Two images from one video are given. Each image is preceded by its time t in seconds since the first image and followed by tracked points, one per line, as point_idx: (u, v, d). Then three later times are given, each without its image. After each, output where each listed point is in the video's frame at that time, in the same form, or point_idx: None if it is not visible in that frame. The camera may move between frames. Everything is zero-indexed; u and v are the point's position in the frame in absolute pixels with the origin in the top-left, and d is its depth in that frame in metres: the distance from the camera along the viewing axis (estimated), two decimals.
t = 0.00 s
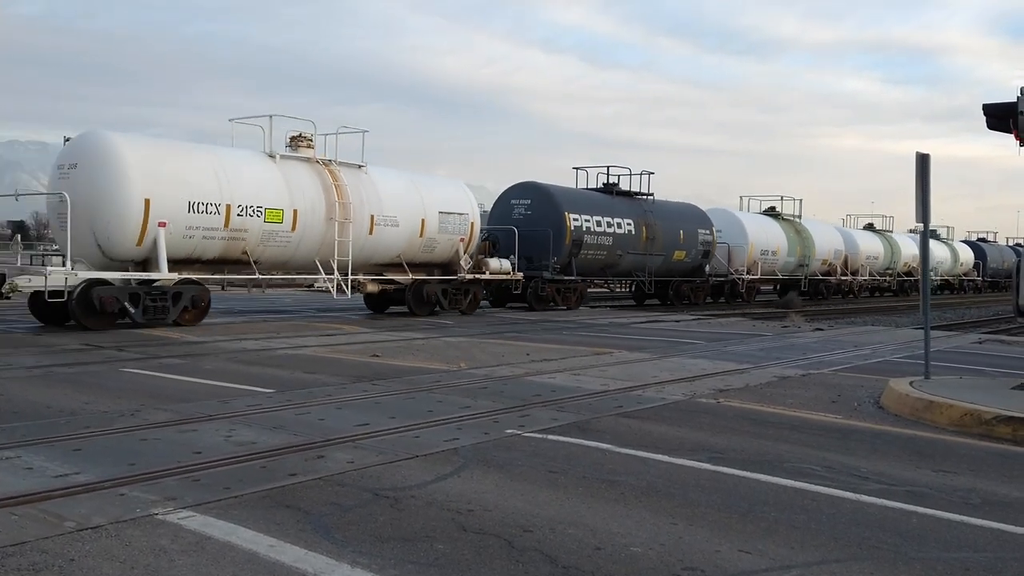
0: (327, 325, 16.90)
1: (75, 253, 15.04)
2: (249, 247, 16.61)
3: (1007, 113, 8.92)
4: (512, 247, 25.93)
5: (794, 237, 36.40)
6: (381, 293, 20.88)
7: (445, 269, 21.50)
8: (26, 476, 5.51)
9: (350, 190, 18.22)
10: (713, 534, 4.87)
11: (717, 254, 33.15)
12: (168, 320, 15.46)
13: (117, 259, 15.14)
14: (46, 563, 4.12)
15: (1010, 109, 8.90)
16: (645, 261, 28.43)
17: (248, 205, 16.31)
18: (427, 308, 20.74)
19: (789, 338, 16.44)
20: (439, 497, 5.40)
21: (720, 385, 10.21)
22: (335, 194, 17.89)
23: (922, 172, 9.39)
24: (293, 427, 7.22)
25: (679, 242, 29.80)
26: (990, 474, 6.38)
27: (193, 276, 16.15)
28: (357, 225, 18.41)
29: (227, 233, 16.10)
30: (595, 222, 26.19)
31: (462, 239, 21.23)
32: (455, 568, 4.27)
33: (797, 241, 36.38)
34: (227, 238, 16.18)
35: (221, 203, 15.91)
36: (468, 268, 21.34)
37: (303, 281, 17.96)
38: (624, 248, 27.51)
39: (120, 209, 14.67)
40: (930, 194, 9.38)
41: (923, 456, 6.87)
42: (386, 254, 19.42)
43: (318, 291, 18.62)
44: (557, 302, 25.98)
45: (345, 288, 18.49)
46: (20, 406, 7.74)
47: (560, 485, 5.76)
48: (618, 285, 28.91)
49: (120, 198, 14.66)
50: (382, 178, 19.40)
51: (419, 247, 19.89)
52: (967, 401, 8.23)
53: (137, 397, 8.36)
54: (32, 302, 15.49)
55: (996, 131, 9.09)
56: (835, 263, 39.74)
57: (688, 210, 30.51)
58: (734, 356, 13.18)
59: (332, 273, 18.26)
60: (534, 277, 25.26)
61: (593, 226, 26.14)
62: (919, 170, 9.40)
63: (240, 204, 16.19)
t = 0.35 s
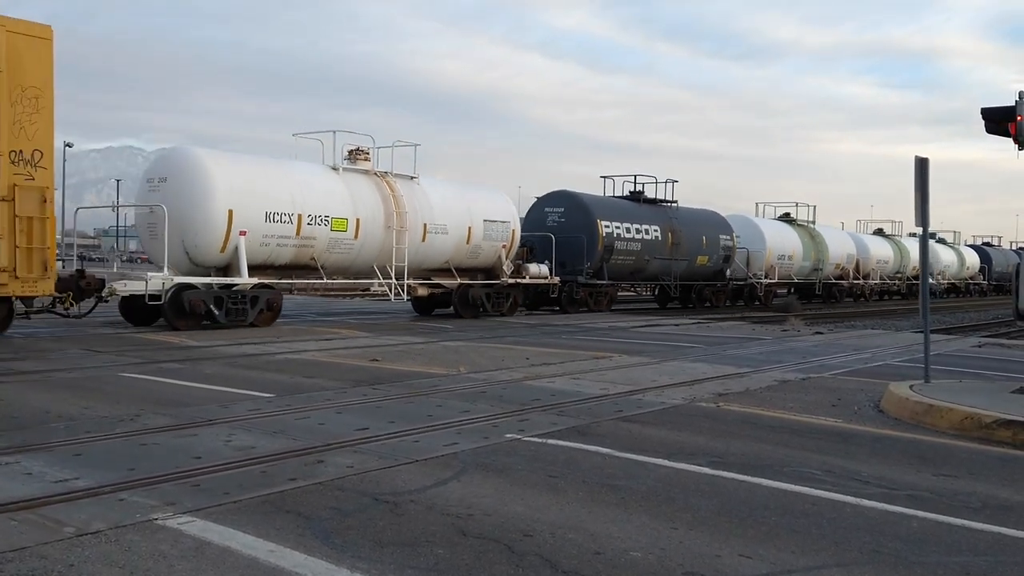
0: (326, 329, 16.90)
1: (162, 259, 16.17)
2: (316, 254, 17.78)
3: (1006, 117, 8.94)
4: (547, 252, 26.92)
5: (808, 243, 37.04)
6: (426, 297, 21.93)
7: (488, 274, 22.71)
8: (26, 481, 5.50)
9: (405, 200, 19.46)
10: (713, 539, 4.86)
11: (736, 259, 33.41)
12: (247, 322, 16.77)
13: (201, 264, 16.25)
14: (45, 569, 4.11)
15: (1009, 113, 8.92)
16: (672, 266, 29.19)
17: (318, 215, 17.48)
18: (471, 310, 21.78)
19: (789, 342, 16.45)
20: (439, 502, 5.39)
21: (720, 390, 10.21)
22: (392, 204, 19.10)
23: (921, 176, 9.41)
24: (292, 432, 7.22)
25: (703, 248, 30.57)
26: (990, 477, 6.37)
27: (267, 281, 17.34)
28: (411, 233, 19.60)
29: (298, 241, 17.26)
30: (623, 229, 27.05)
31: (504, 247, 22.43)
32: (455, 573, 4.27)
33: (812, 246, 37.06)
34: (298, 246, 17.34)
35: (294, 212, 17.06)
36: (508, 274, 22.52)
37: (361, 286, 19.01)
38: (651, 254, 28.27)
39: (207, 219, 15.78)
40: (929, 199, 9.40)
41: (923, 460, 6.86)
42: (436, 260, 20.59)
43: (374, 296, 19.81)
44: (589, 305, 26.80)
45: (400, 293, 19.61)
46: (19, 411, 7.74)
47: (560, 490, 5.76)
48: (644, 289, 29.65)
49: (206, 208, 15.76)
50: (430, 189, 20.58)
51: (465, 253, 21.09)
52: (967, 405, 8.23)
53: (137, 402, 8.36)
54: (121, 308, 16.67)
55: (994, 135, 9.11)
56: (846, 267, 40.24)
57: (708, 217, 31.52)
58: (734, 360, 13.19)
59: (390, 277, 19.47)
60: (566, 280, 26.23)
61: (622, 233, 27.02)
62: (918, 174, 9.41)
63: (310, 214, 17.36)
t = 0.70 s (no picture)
0: (327, 331, 16.91)
1: (231, 262, 16.94)
2: (371, 258, 18.51)
3: (1008, 120, 8.94)
4: (577, 256, 27.35)
5: (825, 246, 37.70)
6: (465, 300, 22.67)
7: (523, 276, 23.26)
8: (28, 483, 5.50)
9: (452, 207, 20.18)
10: (715, 542, 4.86)
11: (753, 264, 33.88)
12: (315, 324, 17.65)
13: (269, 268, 17.07)
14: (46, 571, 4.10)
15: (1011, 116, 8.91)
16: (698, 270, 29.64)
17: (374, 221, 18.24)
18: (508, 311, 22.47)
19: (790, 344, 16.44)
20: (441, 505, 5.39)
21: (721, 392, 10.21)
22: (441, 211, 19.82)
23: (923, 179, 9.40)
24: (293, 434, 7.22)
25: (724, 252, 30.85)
26: (992, 481, 6.36)
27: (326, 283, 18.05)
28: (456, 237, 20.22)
29: (356, 246, 18.01)
30: (651, 234, 27.47)
31: (541, 251, 23.06)
32: None
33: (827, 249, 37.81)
34: (356, 250, 18.07)
35: (353, 219, 17.82)
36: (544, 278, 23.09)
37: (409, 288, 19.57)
38: (676, 258, 28.63)
39: (275, 225, 16.60)
40: (931, 202, 9.39)
41: (924, 463, 6.86)
42: (478, 264, 21.29)
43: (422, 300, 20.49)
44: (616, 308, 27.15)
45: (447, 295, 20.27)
46: (20, 413, 7.74)
47: (561, 492, 5.76)
48: (667, 293, 29.98)
49: (275, 214, 16.59)
50: (473, 196, 21.24)
51: (506, 257, 21.76)
52: (969, 408, 8.22)
53: (138, 404, 8.36)
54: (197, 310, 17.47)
55: (996, 138, 9.11)
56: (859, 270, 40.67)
57: (730, 222, 31.89)
58: (735, 363, 13.18)
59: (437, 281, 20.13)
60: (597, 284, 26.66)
61: (650, 238, 27.42)
62: (919, 177, 9.40)
63: (367, 220, 18.12)
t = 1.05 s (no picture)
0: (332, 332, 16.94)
1: (303, 264, 18.38)
2: (429, 260, 20.08)
3: (1015, 121, 8.90)
4: (613, 260, 28.07)
5: (843, 248, 38.58)
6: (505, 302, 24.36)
7: (564, 278, 24.86)
8: (34, 483, 5.51)
9: (501, 213, 21.83)
10: (722, 544, 4.84)
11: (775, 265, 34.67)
12: (378, 323, 18.94)
13: (337, 269, 18.50)
14: (53, 570, 4.11)
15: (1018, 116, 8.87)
16: (726, 271, 30.39)
17: (432, 226, 19.83)
18: (551, 311, 24.20)
19: (795, 346, 16.39)
20: (446, 505, 5.38)
21: (727, 393, 10.18)
22: (491, 216, 21.46)
23: (930, 180, 9.37)
24: (298, 434, 7.22)
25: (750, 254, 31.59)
26: (999, 483, 6.33)
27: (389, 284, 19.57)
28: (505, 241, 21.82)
29: (416, 249, 19.57)
30: (682, 236, 28.25)
31: (581, 254, 24.70)
32: None
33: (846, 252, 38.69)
34: (415, 253, 19.63)
35: (414, 224, 19.40)
36: (584, 278, 24.72)
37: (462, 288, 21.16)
38: (705, 260, 29.36)
39: (346, 231, 18.06)
40: (938, 203, 9.36)
41: (931, 465, 6.84)
42: (523, 266, 22.90)
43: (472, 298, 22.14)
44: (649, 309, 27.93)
45: (496, 295, 21.84)
46: (26, 413, 7.76)
47: (566, 493, 5.75)
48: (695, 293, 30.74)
49: (346, 220, 18.05)
50: (518, 202, 22.86)
51: (548, 259, 23.42)
52: (976, 410, 8.19)
53: (144, 404, 8.37)
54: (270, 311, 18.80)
55: (1004, 139, 9.08)
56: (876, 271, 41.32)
57: (755, 226, 32.70)
58: (740, 364, 13.14)
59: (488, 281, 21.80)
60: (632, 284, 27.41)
61: (680, 240, 28.18)
62: (926, 178, 9.38)
63: (427, 225, 19.71)
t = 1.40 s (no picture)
0: (331, 333, 16.95)
1: (356, 267, 19.57)
2: (471, 263, 21.27)
3: (1014, 122, 8.90)
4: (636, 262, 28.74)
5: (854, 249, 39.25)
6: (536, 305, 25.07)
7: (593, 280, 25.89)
8: (33, 485, 5.50)
9: (536, 217, 23.01)
10: (721, 545, 4.84)
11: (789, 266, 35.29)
12: (424, 322, 19.97)
13: (388, 271, 19.74)
14: (52, 572, 4.11)
15: (1017, 117, 8.88)
16: (743, 271, 30.93)
17: (474, 231, 21.02)
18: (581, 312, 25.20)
19: (794, 346, 16.39)
20: (445, 506, 5.39)
21: (725, 394, 10.19)
22: (528, 220, 22.65)
23: (929, 181, 9.38)
24: (297, 435, 7.22)
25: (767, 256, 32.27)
26: (998, 484, 6.33)
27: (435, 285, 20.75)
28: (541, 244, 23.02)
29: (459, 252, 20.76)
30: (702, 239, 28.84)
31: (610, 257, 25.80)
32: None
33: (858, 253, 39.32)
34: (458, 256, 20.82)
35: (457, 229, 20.57)
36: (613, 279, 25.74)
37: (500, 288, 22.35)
38: (725, 262, 30.00)
39: (397, 235, 19.31)
40: (936, 204, 9.37)
41: (930, 465, 6.84)
42: (556, 268, 24.01)
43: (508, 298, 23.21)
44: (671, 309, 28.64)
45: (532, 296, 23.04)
46: (25, 414, 7.75)
47: (565, 494, 5.75)
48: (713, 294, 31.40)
49: (397, 226, 19.32)
50: (551, 207, 24.04)
51: (579, 262, 24.52)
52: (974, 410, 8.19)
53: (143, 405, 8.37)
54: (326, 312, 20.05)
55: (1003, 139, 9.08)
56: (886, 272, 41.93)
57: (771, 229, 33.36)
58: (739, 365, 13.14)
59: (524, 282, 23.03)
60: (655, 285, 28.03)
61: (701, 243, 28.82)
62: (925, 179, 9.38)
63: (469, 230, 20.90)
